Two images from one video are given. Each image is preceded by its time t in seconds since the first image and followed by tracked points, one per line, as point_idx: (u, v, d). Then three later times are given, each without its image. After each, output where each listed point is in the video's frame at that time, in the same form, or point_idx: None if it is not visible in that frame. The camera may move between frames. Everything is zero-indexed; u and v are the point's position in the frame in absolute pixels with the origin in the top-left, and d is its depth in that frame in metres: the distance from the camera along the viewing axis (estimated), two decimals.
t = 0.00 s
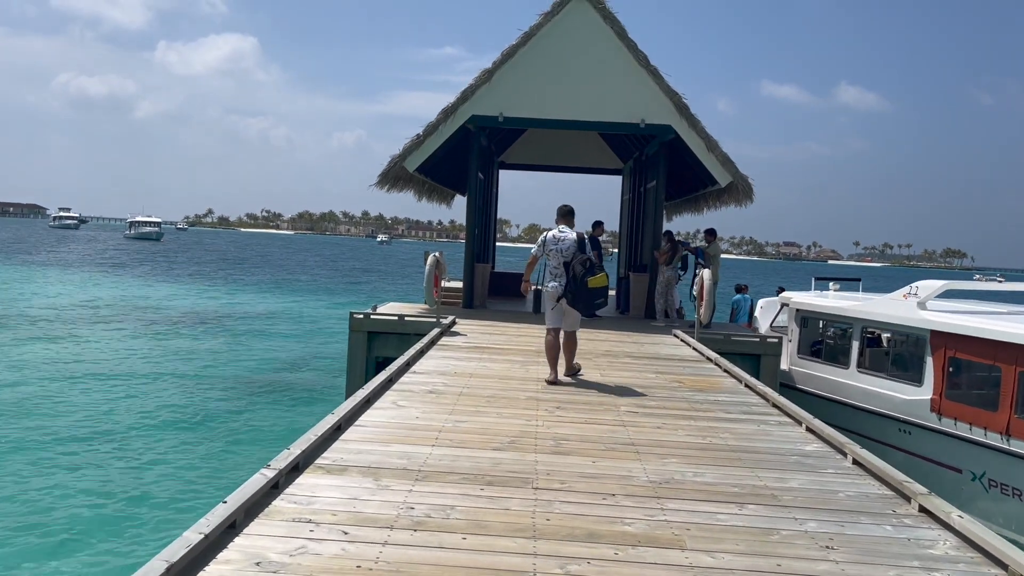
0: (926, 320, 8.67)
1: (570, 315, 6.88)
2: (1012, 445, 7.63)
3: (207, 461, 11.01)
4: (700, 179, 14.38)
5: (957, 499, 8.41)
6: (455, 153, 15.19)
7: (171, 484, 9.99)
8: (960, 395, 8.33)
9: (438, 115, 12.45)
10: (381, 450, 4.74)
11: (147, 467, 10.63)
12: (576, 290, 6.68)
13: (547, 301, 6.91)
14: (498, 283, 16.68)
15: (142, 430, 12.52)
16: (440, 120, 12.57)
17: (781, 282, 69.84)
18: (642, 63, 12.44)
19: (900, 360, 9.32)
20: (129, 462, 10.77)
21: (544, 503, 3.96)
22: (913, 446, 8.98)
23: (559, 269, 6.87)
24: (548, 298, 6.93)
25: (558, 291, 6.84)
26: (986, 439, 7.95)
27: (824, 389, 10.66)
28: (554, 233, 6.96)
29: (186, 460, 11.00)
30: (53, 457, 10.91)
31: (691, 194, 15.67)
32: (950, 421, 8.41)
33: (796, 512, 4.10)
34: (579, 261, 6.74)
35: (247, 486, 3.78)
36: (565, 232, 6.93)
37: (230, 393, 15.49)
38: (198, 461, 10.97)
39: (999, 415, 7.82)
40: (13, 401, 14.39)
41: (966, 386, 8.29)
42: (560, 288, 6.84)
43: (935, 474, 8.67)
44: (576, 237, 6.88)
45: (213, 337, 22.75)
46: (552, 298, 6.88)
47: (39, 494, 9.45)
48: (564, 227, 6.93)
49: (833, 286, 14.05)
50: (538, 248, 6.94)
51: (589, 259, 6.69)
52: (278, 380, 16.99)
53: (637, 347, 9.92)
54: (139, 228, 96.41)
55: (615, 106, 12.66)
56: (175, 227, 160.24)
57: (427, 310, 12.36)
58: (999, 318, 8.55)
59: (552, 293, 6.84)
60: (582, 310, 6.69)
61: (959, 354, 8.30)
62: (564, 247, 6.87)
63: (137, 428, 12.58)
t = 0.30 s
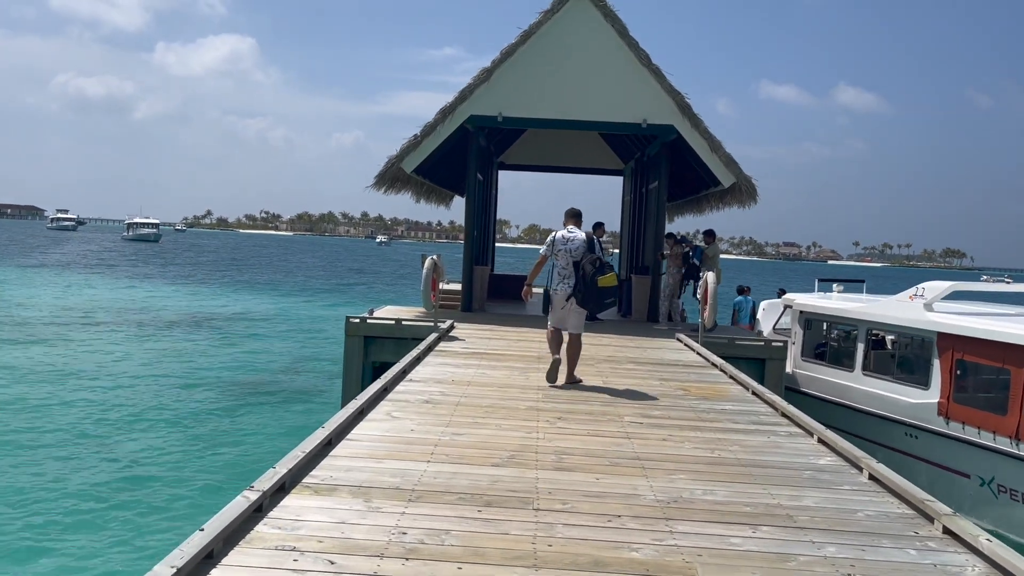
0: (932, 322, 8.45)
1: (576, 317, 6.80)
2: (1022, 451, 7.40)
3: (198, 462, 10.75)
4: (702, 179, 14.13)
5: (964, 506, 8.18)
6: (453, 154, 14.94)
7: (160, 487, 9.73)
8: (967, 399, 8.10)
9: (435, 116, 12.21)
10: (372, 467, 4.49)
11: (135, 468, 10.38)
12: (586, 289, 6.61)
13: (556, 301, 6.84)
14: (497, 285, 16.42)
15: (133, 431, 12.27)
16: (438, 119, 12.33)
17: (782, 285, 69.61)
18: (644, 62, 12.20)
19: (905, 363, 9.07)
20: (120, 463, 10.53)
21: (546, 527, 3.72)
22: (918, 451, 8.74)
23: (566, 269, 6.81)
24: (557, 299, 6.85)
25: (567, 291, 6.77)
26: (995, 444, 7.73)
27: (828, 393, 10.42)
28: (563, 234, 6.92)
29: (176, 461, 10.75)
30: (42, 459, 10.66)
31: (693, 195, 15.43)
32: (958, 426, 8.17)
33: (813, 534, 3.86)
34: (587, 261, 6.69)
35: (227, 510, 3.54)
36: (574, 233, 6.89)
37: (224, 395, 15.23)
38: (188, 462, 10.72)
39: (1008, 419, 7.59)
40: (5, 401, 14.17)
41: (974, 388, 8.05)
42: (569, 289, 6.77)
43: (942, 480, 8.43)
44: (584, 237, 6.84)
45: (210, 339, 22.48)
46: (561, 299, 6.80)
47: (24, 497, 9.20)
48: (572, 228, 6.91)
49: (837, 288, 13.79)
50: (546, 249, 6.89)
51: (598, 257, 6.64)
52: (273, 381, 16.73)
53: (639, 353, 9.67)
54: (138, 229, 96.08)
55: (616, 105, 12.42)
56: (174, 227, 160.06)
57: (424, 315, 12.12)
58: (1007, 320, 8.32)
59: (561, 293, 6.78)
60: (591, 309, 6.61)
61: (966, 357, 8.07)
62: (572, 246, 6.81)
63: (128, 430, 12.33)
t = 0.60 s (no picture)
0: (935, 317, 8.25)
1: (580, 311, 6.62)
2: None
3: (186, 456, 10.53)
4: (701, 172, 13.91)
5: (966, 503, 7.99)
6: (448, 146, 14.71)
7: (146, 481, 9.51)
8: (971, 394, 7.90)
9: (430, 107, 11.97)
10: (358, 470, 4.27)
11: (122, 461, 10.17)
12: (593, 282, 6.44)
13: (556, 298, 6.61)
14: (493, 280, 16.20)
15: (122, 424, 12.05)
16: (433, 111, 12.09)
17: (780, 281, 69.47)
18: (643, 53, 11.97)
19: (907, 358, 8.87)
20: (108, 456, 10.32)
21: (540, 535, 3.50)
22: (920, 448, 8.55)
23: (566, 264, 6.59)
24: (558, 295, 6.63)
25: (568, 287, 6.54)
26: (1000, 440, 7.53)
27: (829, 389, 10.21)
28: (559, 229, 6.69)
29: (163, 454, 10.53)
30: (27, 452, 10.43)
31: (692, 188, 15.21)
32: (961, 422, 7.97)
33: (823, 541, 3.66)
34: (592, 254, 6.52)
35: (202, 517, 3.32)
36: (571, 228, 6.67)
37: (215, 389, 15.00)
38: (176, 455, 10.51)
39: (1014, 415, 7.39)
40: None
41: (978, 384, 7.85)
42: (570, 284, 6.55)
43: (944, 477, 8.23)
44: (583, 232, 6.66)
45: (203, 333, 22.24)
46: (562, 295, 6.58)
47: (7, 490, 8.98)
48: (569, 223, 6.69)
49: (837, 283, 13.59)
50: (544, 246, 6.62)
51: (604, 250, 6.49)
52: (265, 376, 16.50)
53: (638, 349, 9.47)
54: (134, 224, 95.58)
55: (614, 97, 12.19)
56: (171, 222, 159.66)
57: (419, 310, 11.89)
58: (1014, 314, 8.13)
59: (562, 289, 6.55)
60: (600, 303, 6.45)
61: (971, 352, 7.86)
62: (571, 242, 6.60)
63: (117, 423, 12.11)
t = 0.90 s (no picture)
0: (940, 310, 8.02)
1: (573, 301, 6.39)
2: None
3: (173, 446, 10.32)
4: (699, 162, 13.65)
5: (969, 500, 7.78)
6: (443, 135, 14.44)
7: (132, 471, 9.30)
8: (975, 389, 7.67)
9: (423, 95, 11.69)
10: (338, 474, 4.04)
11: (107, 451, 9.95)
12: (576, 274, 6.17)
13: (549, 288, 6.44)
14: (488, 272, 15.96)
15: (109, 415, 11.84)
16: (426, 99, 11.82)
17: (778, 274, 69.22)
18: (641, 40, 11.69)
19: (909, 353, 8.65)
20: (92, 446, 10.06)
21: (527, 547, 3.27)
22: (922, 443, 8.33)
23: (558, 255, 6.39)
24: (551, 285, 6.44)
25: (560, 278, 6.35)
26: (1004, 436, 7.32)
27: (829, 383, 9.99)
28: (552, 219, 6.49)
29: (149, 444, 10.32)
30: (11, 443, 10.21)
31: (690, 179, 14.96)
32: (966, 418, 7.74)
33: (830, 552, 3.43)
34: (577, 245, 6.23)
35: (163, 528, 3.08)
36: (563, 217, 6.43)
37: (206, 380, 14.78)
38: (162, 446, 10.30)
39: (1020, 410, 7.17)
40: None
41: (983, 378, 7.62)
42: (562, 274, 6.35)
43: (947, 473, 8.01)
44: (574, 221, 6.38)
45: (197, 324, 22.00)
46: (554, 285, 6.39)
47: None
48: (561, 212, 6.46)
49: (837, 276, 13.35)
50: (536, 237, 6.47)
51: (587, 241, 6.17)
52: (257, 367, 16.27)
53: (634, 343, 9.24)
54: (128, 215, 95.05)
55: (611, 85, 11.93)
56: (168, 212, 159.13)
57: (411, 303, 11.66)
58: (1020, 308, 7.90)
59: (553, 279, 6.38)
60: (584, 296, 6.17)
61: (977, 346, 7.63)
62: (562, 232, 6.37)
63: (104, 413, 11.90)
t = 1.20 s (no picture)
0: (944, 299, 7.80)
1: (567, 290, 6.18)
2: None
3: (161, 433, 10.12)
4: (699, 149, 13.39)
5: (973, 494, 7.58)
6: (438, 120, 14.17)
7: (119, 457, 9.11)
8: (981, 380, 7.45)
9: (418, 79, 11.42)
10: (318, 474, 3.82)
11: (95, 436, 9.76)
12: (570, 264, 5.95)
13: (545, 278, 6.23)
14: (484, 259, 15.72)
15: (99, 400, 11.64)
16: (420, 83, 11.54)
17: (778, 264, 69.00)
18: (640, 24, 11.41)
19: (913, 344, 8.43)
20: (79, 433, 9.86)
21: (516, 557, 3.05)
22: (925, 436, 8.12)
23: (555, 244, 6.17)
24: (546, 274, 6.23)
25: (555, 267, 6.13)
26: (1011, 429, 7.11)
27: (830, 374, 9.77)
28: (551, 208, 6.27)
29: (138, 430, 10.12)
30: None
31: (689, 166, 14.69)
32: (971, 410, 7.53)
33: (840, 560, 3.22)
34: (574, 234, 6.01)
35: (124, 536, 2.86)
36: (562, 206, 6.21)
37: (198, 367, 14.57)
38: (151, 432, 10.11)
39: None
40: None
41: (990, 369, 7.41)
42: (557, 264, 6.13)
43: (951, 466, 7.80)
44: (573, 210, 6.15)
45: (191, 311, 21.79)
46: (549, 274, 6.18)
47: None
48: (560, 201, 6.23)
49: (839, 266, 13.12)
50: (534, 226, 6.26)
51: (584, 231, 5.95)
52: (251, 354, 16.07)
53: (632, 334, 9.03)
54: (128, 202, 94.56)
55: (610, 70, 11.65)
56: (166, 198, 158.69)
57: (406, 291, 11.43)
58: None
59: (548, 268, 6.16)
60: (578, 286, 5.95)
61: (983, 337, 7.41)
62: (559, 221, 6.14)
63: (94, 399, 11.70)
